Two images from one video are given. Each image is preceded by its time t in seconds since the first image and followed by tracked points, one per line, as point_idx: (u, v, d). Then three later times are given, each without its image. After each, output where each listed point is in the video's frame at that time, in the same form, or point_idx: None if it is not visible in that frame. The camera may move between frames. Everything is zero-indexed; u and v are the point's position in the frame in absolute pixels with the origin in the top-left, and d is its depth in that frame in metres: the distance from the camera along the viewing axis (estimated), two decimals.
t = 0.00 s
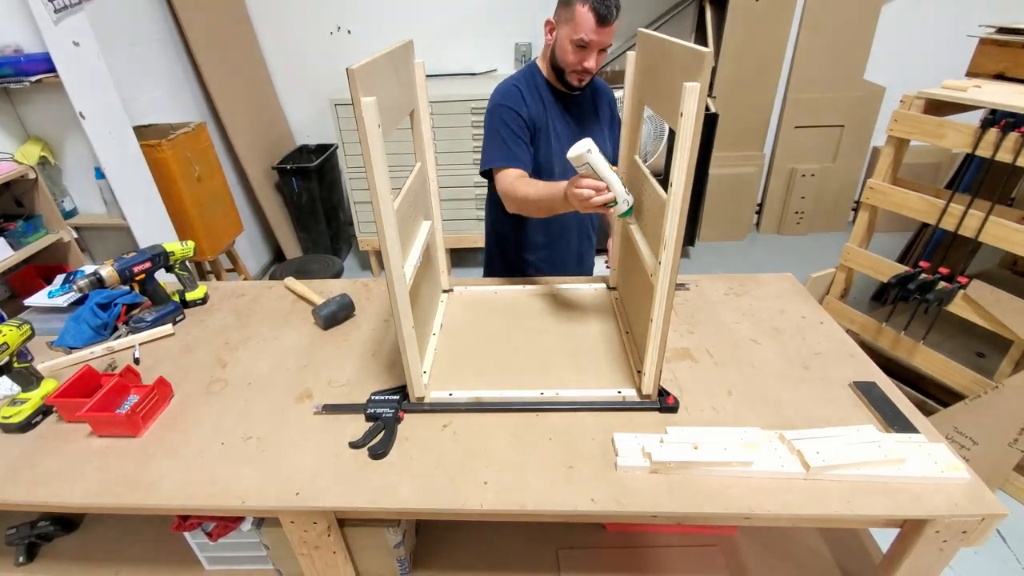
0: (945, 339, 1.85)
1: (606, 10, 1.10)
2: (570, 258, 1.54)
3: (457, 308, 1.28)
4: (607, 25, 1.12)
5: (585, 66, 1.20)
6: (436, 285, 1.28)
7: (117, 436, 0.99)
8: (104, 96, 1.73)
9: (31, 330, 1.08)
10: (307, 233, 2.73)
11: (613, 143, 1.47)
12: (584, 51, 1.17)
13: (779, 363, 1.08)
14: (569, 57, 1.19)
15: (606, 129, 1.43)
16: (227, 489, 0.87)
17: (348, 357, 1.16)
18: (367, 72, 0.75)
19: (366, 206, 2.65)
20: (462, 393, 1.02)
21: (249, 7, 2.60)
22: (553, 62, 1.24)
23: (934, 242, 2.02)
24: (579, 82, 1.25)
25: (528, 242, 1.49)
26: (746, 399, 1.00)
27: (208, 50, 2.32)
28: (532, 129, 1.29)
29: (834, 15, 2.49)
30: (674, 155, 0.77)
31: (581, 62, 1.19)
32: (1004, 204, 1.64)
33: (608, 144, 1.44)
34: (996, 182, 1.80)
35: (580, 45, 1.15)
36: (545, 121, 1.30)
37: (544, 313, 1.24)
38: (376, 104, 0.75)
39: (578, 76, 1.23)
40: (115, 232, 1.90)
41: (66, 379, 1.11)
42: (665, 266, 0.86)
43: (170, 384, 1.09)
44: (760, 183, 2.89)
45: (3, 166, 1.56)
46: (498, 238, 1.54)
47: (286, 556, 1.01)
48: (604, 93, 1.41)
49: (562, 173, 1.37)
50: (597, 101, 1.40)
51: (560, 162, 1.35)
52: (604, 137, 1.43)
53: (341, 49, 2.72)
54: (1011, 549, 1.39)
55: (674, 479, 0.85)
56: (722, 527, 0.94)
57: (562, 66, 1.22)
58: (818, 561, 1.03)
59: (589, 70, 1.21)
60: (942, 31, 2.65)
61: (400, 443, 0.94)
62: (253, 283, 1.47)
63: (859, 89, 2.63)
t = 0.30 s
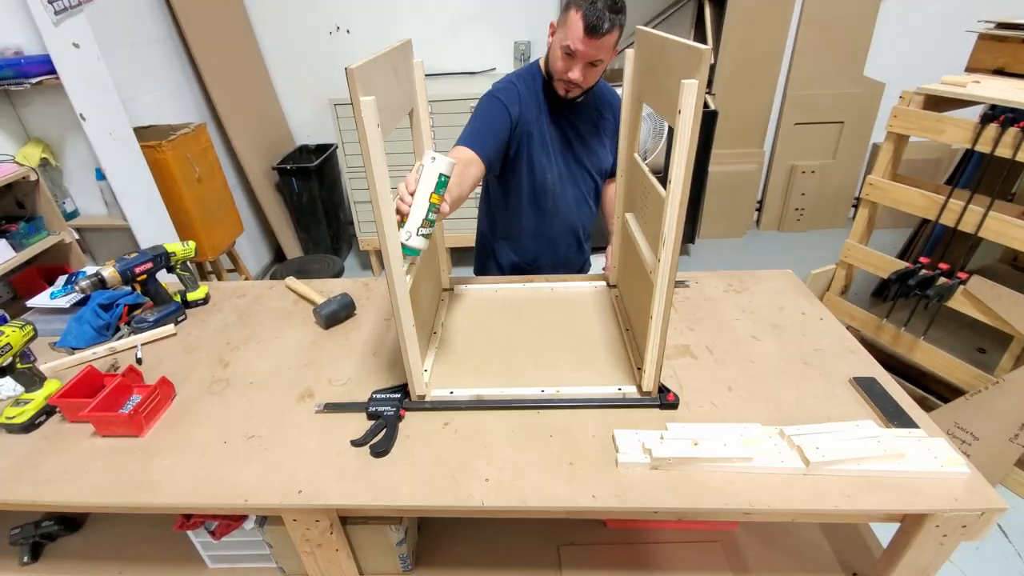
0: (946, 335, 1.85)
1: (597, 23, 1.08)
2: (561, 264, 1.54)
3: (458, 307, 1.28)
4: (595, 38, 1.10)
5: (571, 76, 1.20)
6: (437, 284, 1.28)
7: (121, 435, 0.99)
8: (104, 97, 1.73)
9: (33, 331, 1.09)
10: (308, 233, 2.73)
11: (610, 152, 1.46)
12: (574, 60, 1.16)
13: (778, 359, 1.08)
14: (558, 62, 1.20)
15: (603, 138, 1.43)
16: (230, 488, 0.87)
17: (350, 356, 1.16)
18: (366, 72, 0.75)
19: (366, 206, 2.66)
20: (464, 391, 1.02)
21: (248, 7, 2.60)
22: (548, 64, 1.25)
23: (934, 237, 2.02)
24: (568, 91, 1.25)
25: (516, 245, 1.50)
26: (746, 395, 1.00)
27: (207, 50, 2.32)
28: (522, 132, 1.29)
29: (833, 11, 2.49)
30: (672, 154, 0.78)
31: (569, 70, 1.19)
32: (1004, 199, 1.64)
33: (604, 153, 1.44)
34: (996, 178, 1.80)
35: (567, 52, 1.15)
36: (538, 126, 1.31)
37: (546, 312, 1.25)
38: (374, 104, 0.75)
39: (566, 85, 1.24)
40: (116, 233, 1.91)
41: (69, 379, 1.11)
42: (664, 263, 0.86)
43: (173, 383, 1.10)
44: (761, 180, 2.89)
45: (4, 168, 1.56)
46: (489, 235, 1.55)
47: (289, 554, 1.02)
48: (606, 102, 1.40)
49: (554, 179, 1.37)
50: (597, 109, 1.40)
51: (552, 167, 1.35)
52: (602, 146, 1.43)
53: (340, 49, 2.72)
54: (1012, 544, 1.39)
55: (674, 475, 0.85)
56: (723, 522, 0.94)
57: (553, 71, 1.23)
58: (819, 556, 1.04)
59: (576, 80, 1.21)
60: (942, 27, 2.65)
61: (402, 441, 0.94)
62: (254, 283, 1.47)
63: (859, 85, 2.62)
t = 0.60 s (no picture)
0: (947, 333, 1.85)
1: (607, 13, 1.09)
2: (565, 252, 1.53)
3: (459, 304, 1.28)
4: (604, 28, 1.11)
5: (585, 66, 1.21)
6: (438, 282, 1.28)
7: (122, 433, 0.99)
8: (104, 95, 1.73)
9: (33, 328, 1.09)
10: (309, 230, 2.73)
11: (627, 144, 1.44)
12: (586, 50, 1.17)
13: (779, 358, 1.08)
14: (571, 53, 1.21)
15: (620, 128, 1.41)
16: (231, 486, 0.87)
17: (350, 354, 1.16)
18: (367, 70, 0.75)
19: (367, 203, 2.65)
20: (464, 389, 1.02)
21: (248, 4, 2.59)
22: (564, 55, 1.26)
23: (936, 236, 2.02)
24: (582, 80, 1.26)
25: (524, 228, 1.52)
26: (747, 394, 1.00)
27: (207, 47, 2.32)
28: (535, 113, 1.32)
29: (836, 8, 2.48)
30: (674, 151, 0.77)
31: (580, 60, 1.20)
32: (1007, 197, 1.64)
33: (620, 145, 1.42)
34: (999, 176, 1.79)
35: (580, 42, 1.16)
36: (552, 109, 1.33)
37: (547, 310, 1.24)
38: (375, 101, 0.75)
39: (579, 74, 1.24)
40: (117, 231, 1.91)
41: (69, 377, 1.11)
42: (666, 261, 0.86)
43: (173, 381, 1.10)
44: (762, 178, 2.88)
45: (4, 165, 1.56)
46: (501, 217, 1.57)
47: (290, 552, 1.02)
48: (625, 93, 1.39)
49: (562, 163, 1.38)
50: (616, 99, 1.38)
51: (561, 151, 1.36)
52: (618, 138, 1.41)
53: (340, 46, 2.71)
54: (1013, 542, 1.39)
55: (675, 473, 0.85)
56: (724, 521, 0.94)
57: (568, 61, 1.24)
58: (820, 555, 1.04)
59: (589, 70, 1.21)
60: (945, 24, 2.64)
61: (403, 439, 0.94)
62: (254, 281, 1.47)
63: (860, 83, 2.62)
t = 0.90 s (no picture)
0: (950, 333, 1.85)
1: (464, 40, 1.18)
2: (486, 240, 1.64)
3: (460, 302, 1.28)
4: (465, 54, 1.20)
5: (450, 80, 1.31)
6: (440, 280, 1.28)
7: (123, 430, 0.99)
8: (106, 92, 1.73)
9: (35, 326, 1.09)
10: (310, 228, 2.73)
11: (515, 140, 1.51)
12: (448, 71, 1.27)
13: (782, 356, 1.08)
14: (446, 82, 1.29)
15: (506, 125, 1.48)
16: (233, 483, 0.87)
17: (352, 352, 1.16)
18: (369, 66, 0.75)
19: (368, 201, 2.65)
20: (466, 387, 1.02)
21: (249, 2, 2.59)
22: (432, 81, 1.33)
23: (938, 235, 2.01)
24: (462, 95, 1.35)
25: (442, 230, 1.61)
26: (750, 393, 1.00)
27: (208, 45, 2.31)
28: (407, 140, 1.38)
29: (839, 6, 2.46)
30: (677, 149, 0.77)
31: (458, 85, 1.29)
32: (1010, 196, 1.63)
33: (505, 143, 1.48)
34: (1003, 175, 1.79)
35: (451, 72, 1.25)
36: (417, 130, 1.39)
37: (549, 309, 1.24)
38: (377, 98, 0.75)
39: (459, 94, 1.33)
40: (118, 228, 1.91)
41: (71, 375, 1.11)
42: (668, 260, 0.85)
43: (175, 379, 1.10)
44: (764, 177, 2.88)
45: (6, 163, 1.56)
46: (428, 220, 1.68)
47: (292, 550, 1.02)
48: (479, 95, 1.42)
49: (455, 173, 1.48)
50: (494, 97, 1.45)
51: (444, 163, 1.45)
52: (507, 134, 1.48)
53: (342, 44, 2.71)
54: (1015, 542, 1.39)
55: (677, 472, 0.85)
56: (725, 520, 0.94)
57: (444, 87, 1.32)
58: (822, 554, 1.03)
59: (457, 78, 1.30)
60: (949, 22, 2.63)
61: (404, 437, 0.94)
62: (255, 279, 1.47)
63: (863, 81, 2.61)
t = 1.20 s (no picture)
0: (951, 331, 1.84)
1: None
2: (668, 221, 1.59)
3: (462, 299, 1.29)
4: None
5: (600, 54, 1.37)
6: (442, 277, 1.28)
7: (127, 424, 1.00)
8: (109, 88, 1.74)
9: (40, 321, 1.09)
10: (312, 225, 2.73)
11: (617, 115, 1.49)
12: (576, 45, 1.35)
13: (782, 353, 1.08)
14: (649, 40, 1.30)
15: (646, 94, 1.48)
16: (236, 477, 0.88)
17: (354, 347, 1.17)
18: (372, 62, 0.75)
19: (370, 198, 2.65)
20: (466, 382, 1.02)
21: None
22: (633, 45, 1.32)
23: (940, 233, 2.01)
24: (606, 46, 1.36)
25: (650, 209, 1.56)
26: (750, 389, 1.00)
27: (211, 41, 2.32)
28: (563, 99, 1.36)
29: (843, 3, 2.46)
30: (679, 145, 0.77)
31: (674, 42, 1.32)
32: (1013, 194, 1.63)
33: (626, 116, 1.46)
34: (1006, 173, 1.78)
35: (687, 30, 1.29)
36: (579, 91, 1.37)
37: (550, 306, 1.24)
38: (380, 94, 0.75)
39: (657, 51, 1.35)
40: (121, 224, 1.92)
41: (75, 369, 1.12)
42: (669, 256, 0.85)
43: (178, 374, 1.10)
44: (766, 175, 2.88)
45: (10, 158, 1.57)
46: (522, 193, 1.63)
47: (294, 544, 1.02)
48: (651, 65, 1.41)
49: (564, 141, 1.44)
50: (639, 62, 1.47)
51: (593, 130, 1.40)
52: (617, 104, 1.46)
53: (344, 40, 2.71)
54: (1015, 540, 1.39)
55: (677, 467, 0.85)
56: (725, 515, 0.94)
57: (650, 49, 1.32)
58: (822, 550, 1.04)
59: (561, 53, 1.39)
60: (952, 20, 2.62)
61: (406, 432, 0.94)
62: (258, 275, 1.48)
63: (866, 79, 2.60)
